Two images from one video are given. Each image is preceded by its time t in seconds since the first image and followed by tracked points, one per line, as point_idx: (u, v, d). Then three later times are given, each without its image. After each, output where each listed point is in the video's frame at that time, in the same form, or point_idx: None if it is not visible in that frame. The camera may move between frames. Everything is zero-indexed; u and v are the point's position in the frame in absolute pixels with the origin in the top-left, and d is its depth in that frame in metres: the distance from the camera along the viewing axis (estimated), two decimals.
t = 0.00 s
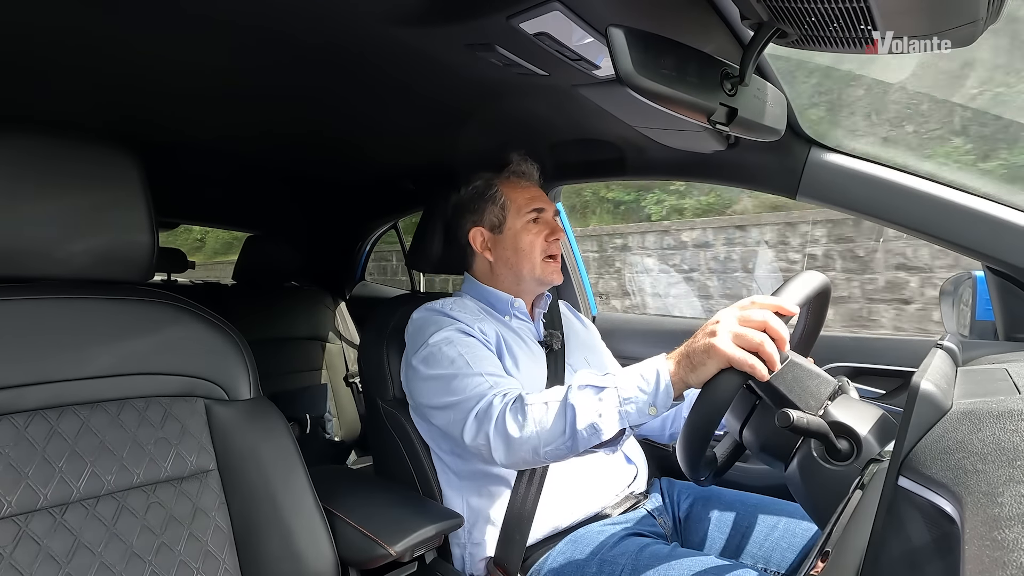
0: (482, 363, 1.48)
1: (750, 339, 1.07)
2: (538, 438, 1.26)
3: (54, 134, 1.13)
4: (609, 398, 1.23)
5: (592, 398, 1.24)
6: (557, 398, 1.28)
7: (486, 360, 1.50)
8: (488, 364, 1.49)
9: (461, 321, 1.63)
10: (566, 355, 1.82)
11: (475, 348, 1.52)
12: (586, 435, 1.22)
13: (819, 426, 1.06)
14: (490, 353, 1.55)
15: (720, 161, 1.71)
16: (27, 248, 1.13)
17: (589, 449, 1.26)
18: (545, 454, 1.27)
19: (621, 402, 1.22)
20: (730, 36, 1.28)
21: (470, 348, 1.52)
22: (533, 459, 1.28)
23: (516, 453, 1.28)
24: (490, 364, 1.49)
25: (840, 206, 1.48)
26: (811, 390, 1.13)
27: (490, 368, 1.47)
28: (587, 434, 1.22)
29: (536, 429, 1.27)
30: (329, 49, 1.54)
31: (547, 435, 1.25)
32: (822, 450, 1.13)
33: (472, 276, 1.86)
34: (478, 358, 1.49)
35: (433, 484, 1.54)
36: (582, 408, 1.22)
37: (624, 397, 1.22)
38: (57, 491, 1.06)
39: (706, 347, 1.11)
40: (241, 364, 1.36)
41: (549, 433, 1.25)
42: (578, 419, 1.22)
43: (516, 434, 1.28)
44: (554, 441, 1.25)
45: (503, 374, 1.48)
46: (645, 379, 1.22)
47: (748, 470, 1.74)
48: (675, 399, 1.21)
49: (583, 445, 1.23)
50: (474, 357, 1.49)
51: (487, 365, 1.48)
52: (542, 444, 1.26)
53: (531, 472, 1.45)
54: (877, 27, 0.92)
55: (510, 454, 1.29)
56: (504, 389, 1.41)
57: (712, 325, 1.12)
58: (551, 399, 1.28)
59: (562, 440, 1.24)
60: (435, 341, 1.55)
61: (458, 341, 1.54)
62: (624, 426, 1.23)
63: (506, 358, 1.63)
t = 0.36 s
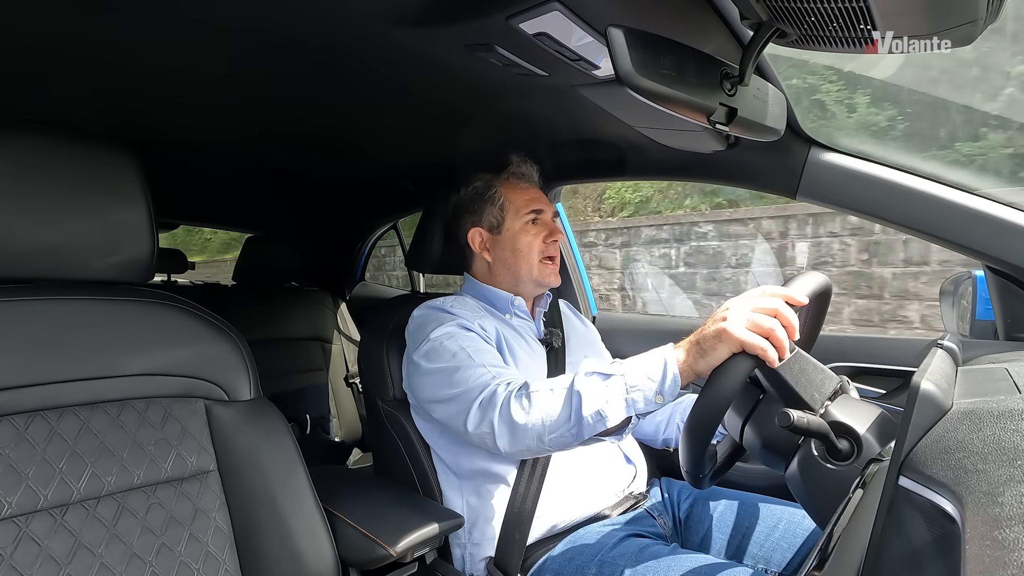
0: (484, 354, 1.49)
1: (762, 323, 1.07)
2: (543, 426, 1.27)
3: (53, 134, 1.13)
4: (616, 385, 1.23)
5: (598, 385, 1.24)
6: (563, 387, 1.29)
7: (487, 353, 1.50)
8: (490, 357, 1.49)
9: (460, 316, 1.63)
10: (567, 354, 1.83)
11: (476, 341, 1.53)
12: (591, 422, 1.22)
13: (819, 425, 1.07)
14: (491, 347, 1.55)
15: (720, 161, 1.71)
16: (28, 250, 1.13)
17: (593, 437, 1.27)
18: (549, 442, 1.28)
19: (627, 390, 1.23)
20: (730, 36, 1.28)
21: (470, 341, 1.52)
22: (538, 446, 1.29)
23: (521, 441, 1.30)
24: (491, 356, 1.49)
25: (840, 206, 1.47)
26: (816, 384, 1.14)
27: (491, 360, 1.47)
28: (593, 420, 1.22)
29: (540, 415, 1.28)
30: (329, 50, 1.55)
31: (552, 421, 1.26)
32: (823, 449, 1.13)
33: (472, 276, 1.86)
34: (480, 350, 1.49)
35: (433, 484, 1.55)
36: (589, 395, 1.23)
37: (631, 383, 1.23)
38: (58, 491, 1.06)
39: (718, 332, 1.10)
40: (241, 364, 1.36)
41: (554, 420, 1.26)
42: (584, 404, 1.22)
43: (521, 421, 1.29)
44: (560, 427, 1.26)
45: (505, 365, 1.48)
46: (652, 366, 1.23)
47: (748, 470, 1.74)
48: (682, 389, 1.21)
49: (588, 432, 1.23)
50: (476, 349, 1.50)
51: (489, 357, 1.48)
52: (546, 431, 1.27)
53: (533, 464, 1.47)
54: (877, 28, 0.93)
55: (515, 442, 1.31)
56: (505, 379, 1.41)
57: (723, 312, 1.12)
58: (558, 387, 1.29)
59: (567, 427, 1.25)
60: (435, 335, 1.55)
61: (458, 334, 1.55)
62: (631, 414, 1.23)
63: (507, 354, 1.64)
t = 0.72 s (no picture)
0: (488, 345, 1.49)
1: (777, 307, 1.10)
2: (550, 410, 1.26)
3: (54, 135, 1.13)
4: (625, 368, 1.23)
5: (607, 367, 1.24)
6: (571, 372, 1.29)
7: (491, 345, 1.50)
8: (494, 349, 1.49)
9: (462, 311, 1.64)
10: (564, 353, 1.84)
11: (478, 334, 1.53)
12: (599, 404, 1.21)
13: (820, 425, 1.07)
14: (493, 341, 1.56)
15: (720, 160, 1.71)
16: (28, 250, 1.13)
17: (601, 421, 1.26)
18: (556, 426, 1.27)
19: (636, 374, 1.22)
20: (729, 36, 1.28)
21: (473, 334, 1.53)
22: (545, 431, 1.28)
23: (527, 426, 1.29)
24: (495, 347, 1.49)
25: (840, 205, 1.47)
26: (822, 376, 1.17)
27: (496, 351, 1.47)
28: (601, 403, 1.21)
29: (547, 399, 1.27)
30: (328, 50, 1.54)
31: (560, 404, 1.26)
32: (823, 448, 1.13)
33: (472, 275, 1.86)
34: (485, 342, 1.50)
35: (433, 484, 1.55)
36: (598, 377, 1.22)
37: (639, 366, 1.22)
38: (58, 492, 1.06)
39: (732, 313, 1.12)
40: (242, 364, 1.36)
41: (561, 404, 1.26)
42: (592, 386, 1.22)
43: (528, 405, 1.29)
44: (567, 410, 1.25)
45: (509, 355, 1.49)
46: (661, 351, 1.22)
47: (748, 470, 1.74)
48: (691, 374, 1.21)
49: (596, 414, 1.22)
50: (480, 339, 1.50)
51: (493, 349, 1.48)
52: (554, 415, 1.26)
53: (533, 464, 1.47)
54: (877, 27, 0.93)
55: (521, 427, 1.30)
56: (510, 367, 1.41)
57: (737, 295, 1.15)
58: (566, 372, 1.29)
59: (574, 411, 1.24)
60: (439, 329, 1.56)
61: (461, 328, 1.55)
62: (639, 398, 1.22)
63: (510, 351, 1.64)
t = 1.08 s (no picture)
0: (489, 346, 1.48)
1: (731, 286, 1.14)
2: (551, 410, 1.24)
3: (54, 137, 1.13)
4: (614, 355, 1.19)
5: (596, 359, 1.19)
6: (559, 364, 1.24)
7: (491, 344, 1.50)
8: (494, 348, 1.48)
9: (462, 312, 1.64)
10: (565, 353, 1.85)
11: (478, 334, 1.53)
12: (601, 399, 1.19)
13: (821, 424, 1.07)
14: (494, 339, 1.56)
15: (720, 160, 1.71)
16: (27, 253, 1.13)
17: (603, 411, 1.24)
18: (561, 425, 1.25)
19: (625, 356, 1.19)
20: (728, 35, 1.28)
21: (474, 333, 1.53)
22: (550, 432, 1.27)
23: (533, 429, 1.28)
24: (495, 347, 1.49)
25: (840, 204, 1.48)
26: (823, 373, 1.18)
27: (495, 350, 1.47)
28: (601, 396, 1.19)
29: (545, 401, 1.25)
30: (327, 51, 1.54)
31: (559, 404, 1.23)
32: (823, 447, 1.13)
33: (473, 275, 1.86)
34: (485, 342, 1.49)
35: (434, 485, 1.54)
36: (590, 371, 1.19)
37: (626, 347, 1.18)
38: (58, 495, 1.06)
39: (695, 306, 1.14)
40: (241, 366, 1.36)
41: (560, 402, 1.23)
42: (589, 384, 1.19)
43: (529, 408, 1.27)
44: (567, 409, 1.23)
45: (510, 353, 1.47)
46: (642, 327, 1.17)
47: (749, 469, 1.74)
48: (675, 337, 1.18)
49: (599, 408, 1.20)
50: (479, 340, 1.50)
51: (492, 348, 1.48)
52: (556, 415, 1.24)
53: (534, 465, 1.47)
54: (877, 27, 0.93)
55: (527, 431, 1.29)
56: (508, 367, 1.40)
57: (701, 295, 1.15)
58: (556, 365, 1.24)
59: (575, 408, 1.22)
60: (439, 330, 1.56)
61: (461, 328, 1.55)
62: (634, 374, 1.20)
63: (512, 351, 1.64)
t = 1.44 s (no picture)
0: (476, 359, 1.50)
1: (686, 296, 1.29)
2: (520, 427, 1.32)
3: (52, 140, 1.13)
4: (579, 366, 1.31)
5: (563, 371, 1.32)
6: (527, 380, 1.34)
7: (480, 355, 1.52)
8: (483, 361, 1.50)
9: (458, 316, 1.64)
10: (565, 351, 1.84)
11: (471, 343, 1.54)
12: (568, 408, 1.30)
13: (822, 421, 1.07)
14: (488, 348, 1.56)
15: (719, 158, 1.71)
16: (27, 256, 1.13)
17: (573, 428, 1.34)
18: (532, 440, 1.33)
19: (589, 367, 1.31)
20: (726, 33, 1.28)
21: (465, 342, 1.54)
22: (523, 447, 1.34)
23: (506, 448, 1.35)
24: (483, 359, 1.51)
25: (838, 201, 1.47)
26: (823, 368, 1.18)
27: (482, 363, 1.50)
28: (567, 407, 1.30)
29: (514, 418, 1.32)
30: (325, 51, 1.54)
31: (529, 419, 1.32)
32: (824, 444, 1.14)
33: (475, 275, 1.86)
34: (474, 353, 1.51)
35: (436, 484, 1.54)
36: (555, 383, 1.30)
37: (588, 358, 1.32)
38: (60, 497, 1.06)
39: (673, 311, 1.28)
40: (241, 367, 1.36)
41: (528, 417, 1.32)
42: (556, 397, 1.30)
43: (500, 431, 1.33)
44: (538, 423, 1.32)
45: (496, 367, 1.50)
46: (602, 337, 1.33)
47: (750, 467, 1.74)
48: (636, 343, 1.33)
49: (567, 419, 1.31)
50: (467, 353, 1.51)
51: (481, 361, 1.50)
52: (526, 432, 1.32)
53: (535, 464, 1.47)
54: (875, 25, 0.95)
55: (501, 450, 1.35)
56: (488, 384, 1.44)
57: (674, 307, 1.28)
58: (525, 381, 1.34)
59: (544, 421, 1.32)
60: (432, 335, 1.56)
61: (454, 335, 1.55)
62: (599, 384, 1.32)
63: (508, 357, 1.64)
